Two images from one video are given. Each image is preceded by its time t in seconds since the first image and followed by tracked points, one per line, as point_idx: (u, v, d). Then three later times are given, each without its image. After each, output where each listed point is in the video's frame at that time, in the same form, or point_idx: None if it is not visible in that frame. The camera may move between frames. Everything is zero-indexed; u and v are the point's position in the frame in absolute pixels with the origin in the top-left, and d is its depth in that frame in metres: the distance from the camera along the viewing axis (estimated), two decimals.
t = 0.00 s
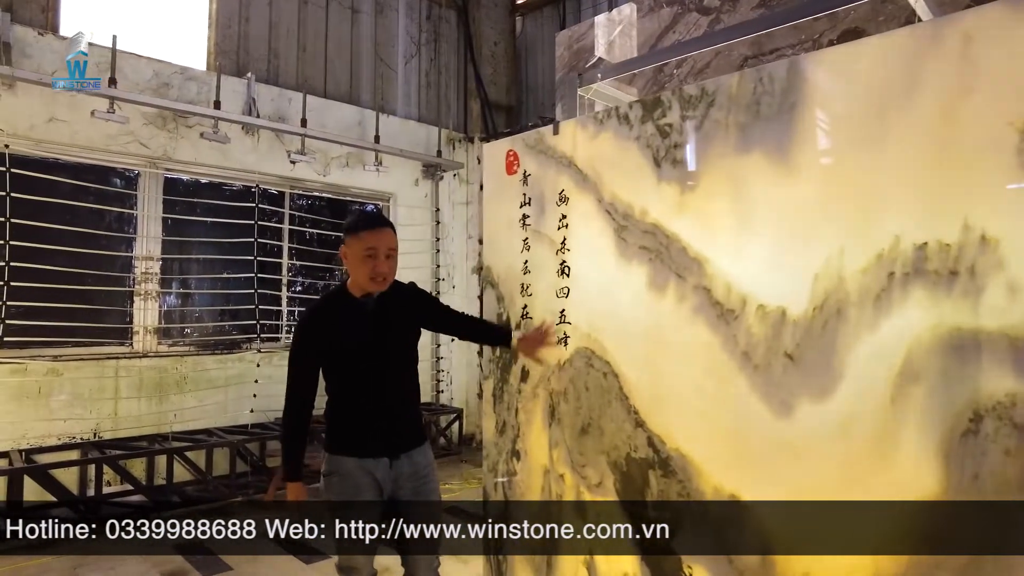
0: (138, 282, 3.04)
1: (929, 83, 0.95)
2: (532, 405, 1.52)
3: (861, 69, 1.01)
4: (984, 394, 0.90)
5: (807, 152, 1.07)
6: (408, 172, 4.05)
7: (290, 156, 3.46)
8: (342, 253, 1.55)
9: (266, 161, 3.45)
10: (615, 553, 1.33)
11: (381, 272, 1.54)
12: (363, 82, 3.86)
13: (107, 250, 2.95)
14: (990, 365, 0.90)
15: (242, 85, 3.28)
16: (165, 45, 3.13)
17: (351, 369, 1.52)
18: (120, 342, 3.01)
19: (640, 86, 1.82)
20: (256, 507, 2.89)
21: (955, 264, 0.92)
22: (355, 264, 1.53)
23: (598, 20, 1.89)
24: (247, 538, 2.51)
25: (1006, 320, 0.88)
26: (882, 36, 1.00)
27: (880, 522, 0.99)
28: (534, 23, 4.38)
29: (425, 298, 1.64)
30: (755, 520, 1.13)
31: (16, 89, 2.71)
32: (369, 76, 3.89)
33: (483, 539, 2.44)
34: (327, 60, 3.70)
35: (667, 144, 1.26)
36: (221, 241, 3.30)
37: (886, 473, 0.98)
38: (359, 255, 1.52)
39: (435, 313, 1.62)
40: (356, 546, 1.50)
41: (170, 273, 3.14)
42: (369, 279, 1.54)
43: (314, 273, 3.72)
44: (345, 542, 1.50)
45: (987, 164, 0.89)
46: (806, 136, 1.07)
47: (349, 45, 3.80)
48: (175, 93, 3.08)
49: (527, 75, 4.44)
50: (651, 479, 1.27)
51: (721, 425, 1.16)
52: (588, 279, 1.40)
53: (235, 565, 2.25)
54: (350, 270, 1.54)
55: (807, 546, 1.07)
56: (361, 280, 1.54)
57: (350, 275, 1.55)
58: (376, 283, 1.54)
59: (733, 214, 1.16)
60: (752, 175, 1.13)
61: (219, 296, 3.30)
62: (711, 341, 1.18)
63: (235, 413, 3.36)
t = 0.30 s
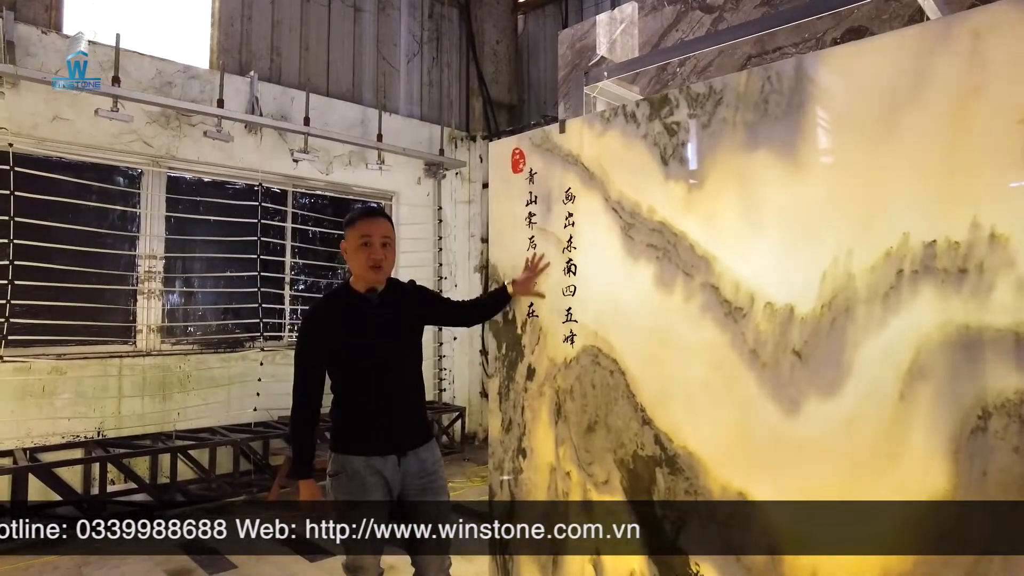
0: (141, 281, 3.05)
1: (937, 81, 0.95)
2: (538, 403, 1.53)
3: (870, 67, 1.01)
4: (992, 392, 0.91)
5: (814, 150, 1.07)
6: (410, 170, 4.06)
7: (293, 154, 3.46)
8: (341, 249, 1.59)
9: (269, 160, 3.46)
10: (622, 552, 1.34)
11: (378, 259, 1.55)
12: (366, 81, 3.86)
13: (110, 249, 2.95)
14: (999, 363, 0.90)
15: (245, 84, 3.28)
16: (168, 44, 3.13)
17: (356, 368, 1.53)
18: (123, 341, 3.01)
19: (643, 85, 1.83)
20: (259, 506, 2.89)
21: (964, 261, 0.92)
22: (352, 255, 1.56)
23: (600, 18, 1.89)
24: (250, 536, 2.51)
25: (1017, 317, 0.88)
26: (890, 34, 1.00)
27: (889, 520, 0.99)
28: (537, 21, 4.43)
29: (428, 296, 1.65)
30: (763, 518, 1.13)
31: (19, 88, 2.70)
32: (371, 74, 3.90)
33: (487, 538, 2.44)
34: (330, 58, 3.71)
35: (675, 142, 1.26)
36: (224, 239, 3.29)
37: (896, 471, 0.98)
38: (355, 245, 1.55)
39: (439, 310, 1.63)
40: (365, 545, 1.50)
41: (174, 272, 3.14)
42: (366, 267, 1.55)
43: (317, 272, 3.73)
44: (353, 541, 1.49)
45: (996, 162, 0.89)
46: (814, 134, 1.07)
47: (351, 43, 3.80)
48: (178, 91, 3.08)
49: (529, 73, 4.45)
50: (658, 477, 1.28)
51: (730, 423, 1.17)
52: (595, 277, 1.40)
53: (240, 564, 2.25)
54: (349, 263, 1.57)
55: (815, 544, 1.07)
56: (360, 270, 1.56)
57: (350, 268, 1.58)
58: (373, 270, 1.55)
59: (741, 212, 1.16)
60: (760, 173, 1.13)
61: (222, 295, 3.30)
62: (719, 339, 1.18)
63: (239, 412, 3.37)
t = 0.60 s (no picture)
0: (140, 280, 3.04)
1: (940, 79, 0.95)
2: (539, 402, 1.52)
3: (872, 65, 1.01)
4: (993, 391, 0.91)
5: (816, 148, 1.07)
6: (409, 169, 4.06)
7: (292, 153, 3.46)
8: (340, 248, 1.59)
9: (268, 159, 3.45)
10: (623, 552, 1.34)
11: (377, 256, 1.55)
12: (364, 79, 3.86)
13: (109, 248, 2.94)
14: (1000, 362, 0.90)
15: (243, 82, 3.27)
16: (166, 42, 3.13)
17: (355, 367, 1.52)
18: (122, 340, 3.01)
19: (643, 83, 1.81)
20: (259, 506, 2.89)
21: (966, 260, 0.92)
22: (351, 253, 1.56)
23: (598, 17, 1.90)
24: (250, 537, 2.51)
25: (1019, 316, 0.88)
26: (893, 32, 1.00)
27: (891, 519, 0.99)
28: (536, 19, 4.44)
29: (428, 295, 1.64)
30: (765, 517, 1.13)
31: (17, 86, 2.70)
32: (369, 73, 3.89)
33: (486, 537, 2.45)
34: (328, 57, 3.70)
35: (676, 141, 1.26)
36: (222, 237, 3.29)
37: (898, 469, 0.98)
38: (354, 243, 1.55)
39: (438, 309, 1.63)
40: (365, 545, 1.49)
41: (172, 271, 3.14)
42: (366, 264, 1.55)
43: (315, 271, 3.73)
44: (353, 540, 1.49)
45: (998, 160, 0.89)
46: (817, 132, 1.07)
47: (350, 41, 3.80)
48: (176, 90, 3.07)
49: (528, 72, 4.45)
50: (660, 475, 1.28)
51: (731, 421, 1.17)
52: (596, 276, 1.40)
53: (239, 564, 2.25)
54: (348, 261, 1.57)
55: (816, 542, 1.07)
56: (359, 268, 1.56)
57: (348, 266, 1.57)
58: (373, 267, 1.55)
59: (742, 210, 1.16)
60: (761, 172, 1.13)
61: (221, 294, 3.30)
62: (721, 338, 1.18)
63: (238, 411, 3.36)
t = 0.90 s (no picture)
0: (137, 280, 3.03)
1: (944, 78, 0.94)
2: (539, 402, 1.52)
3: (876, 65, 1.01)
4: (998, 391, 0.90)
5: (820, 147, 1.06)
6: (407, 168, 4.05)
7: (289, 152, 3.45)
8: (342, 249, 1.57)
9: (265, 157, 3.44)
10: (625, 551, 1.33)
11: (386, 257, 1.55)
12: (362, 78, 3.85)
13: (106, 247, 2.93)
14: (1004, 362, 0.90)
15: (240, 81, 3.26)
16: (163, 40, 3.11)
17: (353, 368, 1.52)
18: (119, 339, 2.99)
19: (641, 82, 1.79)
20: (257, 505, 2.88)
21: (970, 259, 0.92)
22: (358, 254, 1.55)
23: (597, 16, 1.90)
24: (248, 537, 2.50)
25: None
26: (897, 30, 0.99)
27: (894, 519, 0.99)
28: (534, 18, 4.43)
29: (427, 294, 1.63)
30: (767, 517, 1.13)
31: (12, 84, 2.68)
32: (367, 72, 3.88)
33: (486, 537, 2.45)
34: (326, 55, 3.69)
35: (678, 139, 1.25)
36: (218, 236, 3.28)
37: (901, 469, 0.98)
38: (362, 244, 1.54)
39: (438, 308, 1.62)
40: (364, 544, 1.49)
41: (169, 271, 3.13)
42: (376, 264, 1.54)
43: (313, 270, 3.71)
44: (352, 540, 1.48)
45: (1002, 159, 0.89)
46: (821, 131, 1.06)
47: (348, 39, 3.79)
48: (173, 88, 3.06)
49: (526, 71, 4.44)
50: (661, 475, 1.27)
51: (733, 421, 1.16)
52: (597, 276, 1.39)
53: (238, 564, 2.24)
54: (355, 262, 1.56)
55: (819, 542, 1.07)
56: (366, 269, 1.55)
57: (355, 268, 1.56)
58: (382, 267, 1.55)
59: (745, 209, 1.15)
60: (764, 171, 1.13)
61: (218, 293, 3.29)
62: (723, 337, 1.18)
63: (236, 411, 3.35)
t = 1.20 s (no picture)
0: (133, 278, 3.01)
1: (952, 74, 0.93)
2: (541, 401, 1.51)
3: (882, 62, 1.00)
4: (1008, 390, 0.89)
5: (826, 144, 1.05)
6: (405, 166, 4.03)
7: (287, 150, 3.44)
8: (344, 248, 1.55)
9: (262, 156, 3.42)
10: (628, 552, 1.32)
11: (391, 256, 1.55)
12: (360, 76, 3.83)
13: (102, 246, 2.91)
14: (1014, 361, 0.89)
15: (237, 78, 3.24)
16: (160, 37, 3.09)
17: (352, 367, 1.50)
18: (115, 339, 2.97)
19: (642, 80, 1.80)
20: (255, 506, 2.86)
21: (979, 257, 0.91)
22: (362, 253, 1.53)
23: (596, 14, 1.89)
24: (246, 537, 2.48)
25: None
26: (904, 27, 0.98)
27: (902, 518, 0.98)
28: (532, 16, 4.32)
29: (427, 292, 1.61)
30: (773, 517, 1.12)
31: (7, 81, 2.65)
32: (365, 70, 3.87)
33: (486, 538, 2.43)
34: (324, 53, 3.67)
35: (682, 137, 1.24)
36: (215, 235, 3.26)
37: (909, 468, 0.97)
38: (366, 243, 1.53)
39: (439, 306, 1.61)
40: (363, 544, 1.48)
41: (166, 269, 3.11)
42: (380, 264, 1.54)
43: (311, 269, 3.69)
44: (352, 540, 1.47)
45: (1012, 156, 0.88)
46: (827, 128, 1.05)
47: (345, 37, 3.77)
48: (170, 86, 3.04)
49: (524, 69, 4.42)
50: (665, 475, 1.26)
51: (738, 420, 1.15)
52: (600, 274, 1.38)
53: (235, 565, 2.23)
54: (358, 262, 1.54)
55: (825, 542, 1.06)
56: (370, 268, 1.54)
57: (358, 267, 1.55)
58: (386, 267, 1.55)
59: (750, 208, 1.14)
60: (769, 169, 1.12)
61: (215, 292, 3.27)
62: (728, 336, 1.17)
63: (233, 410, 3.33)
